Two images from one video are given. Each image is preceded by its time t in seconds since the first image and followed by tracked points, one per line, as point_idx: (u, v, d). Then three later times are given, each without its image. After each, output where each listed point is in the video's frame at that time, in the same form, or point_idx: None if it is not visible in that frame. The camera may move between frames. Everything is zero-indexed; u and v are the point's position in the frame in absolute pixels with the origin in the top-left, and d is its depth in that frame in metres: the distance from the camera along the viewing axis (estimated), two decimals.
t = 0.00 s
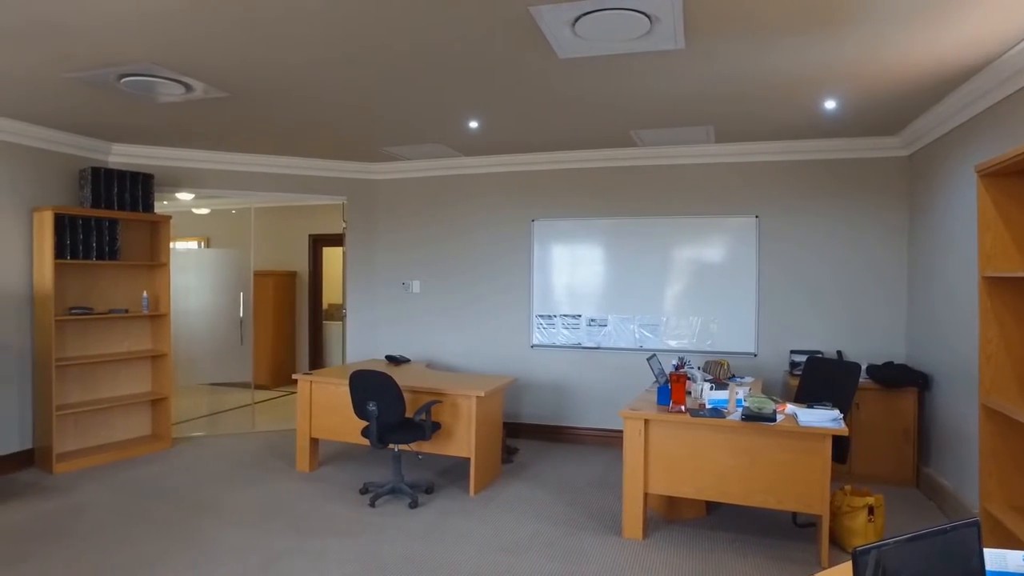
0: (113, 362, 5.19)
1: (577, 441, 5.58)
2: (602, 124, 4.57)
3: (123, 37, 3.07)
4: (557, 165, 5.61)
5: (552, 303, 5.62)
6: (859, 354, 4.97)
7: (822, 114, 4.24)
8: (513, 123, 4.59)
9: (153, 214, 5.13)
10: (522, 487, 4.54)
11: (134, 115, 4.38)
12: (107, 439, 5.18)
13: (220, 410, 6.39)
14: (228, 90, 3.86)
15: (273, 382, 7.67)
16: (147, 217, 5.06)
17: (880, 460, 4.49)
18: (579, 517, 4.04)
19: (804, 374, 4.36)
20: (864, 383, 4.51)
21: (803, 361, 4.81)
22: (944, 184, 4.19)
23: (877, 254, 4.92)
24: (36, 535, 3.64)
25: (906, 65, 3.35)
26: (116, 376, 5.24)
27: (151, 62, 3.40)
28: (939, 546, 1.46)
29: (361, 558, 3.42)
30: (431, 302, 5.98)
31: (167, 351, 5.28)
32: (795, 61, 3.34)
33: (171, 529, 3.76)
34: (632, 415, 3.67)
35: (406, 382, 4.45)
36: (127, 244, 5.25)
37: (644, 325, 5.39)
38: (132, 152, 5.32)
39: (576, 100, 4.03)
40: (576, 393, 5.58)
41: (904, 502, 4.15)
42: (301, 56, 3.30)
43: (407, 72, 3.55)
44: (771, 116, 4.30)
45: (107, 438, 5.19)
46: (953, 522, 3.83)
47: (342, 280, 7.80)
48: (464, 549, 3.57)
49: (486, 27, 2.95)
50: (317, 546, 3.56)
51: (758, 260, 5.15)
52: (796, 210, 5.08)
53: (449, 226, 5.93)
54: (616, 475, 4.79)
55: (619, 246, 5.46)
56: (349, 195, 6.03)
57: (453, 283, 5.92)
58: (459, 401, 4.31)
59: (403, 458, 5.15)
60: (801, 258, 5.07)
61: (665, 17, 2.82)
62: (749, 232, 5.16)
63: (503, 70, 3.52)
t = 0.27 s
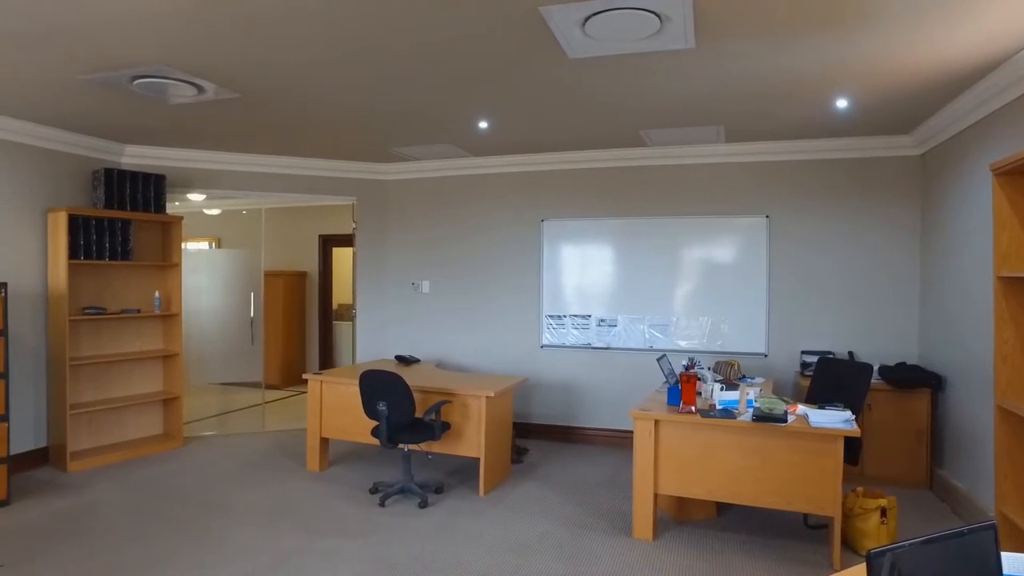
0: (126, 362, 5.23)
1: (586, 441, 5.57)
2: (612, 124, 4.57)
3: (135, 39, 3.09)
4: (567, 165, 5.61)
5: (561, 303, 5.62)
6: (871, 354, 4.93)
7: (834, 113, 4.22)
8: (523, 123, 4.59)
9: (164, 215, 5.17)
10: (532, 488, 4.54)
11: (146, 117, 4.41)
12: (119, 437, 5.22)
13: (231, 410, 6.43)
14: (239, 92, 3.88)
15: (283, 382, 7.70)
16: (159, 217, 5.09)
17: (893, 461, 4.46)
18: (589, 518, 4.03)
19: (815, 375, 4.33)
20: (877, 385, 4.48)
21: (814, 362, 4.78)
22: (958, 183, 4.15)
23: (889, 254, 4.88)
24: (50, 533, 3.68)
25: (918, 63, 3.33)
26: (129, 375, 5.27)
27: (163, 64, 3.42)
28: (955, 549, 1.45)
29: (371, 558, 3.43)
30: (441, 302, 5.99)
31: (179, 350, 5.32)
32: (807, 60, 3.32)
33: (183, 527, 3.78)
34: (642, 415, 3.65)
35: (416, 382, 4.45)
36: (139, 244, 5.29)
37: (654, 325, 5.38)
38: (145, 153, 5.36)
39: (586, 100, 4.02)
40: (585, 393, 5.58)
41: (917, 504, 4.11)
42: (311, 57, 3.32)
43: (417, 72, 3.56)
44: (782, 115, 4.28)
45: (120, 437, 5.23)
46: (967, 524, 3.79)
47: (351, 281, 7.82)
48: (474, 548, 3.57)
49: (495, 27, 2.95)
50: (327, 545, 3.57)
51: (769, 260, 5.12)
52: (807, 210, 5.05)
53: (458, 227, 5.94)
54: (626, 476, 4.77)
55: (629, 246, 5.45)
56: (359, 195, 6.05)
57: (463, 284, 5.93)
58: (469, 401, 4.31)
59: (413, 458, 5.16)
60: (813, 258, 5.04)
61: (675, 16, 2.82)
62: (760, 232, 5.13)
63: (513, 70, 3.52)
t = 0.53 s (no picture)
0: (137, 361, 5.27)
1: (596, 441, 5.56)
2: (622, 123, 4.56)
3: (147, 40, 3.11)
4: (577, 165, 5.60)
5: (571, 303, 5.61)
6: (883, 355, 4.89)
7: (845, 112, 4.19)
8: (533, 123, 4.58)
9: (176, 216, 5.20)
10: (541, 488, 4.53)
11: (157, 118, 4.43)
12: (131, 436, 5.25)
13: (241, 409, 6.46)
14: (250, 93, 3.90)
15: (293, 381, 7.73)
16: (170, 218, 5.12)
17: (904, 462, 4.43)
18: (598, 518, 4.02)
19: (826, 376, 4.30)
20: (888, 385, 4.45)
21: (825, 362, 4.75)
22: (972, 182, 4.11)
23: (901, 253, 4.85)
24: (63, 531, 3.71)
25: (931, 61, 3.30)
26: (140, 375, 5.30)
27: (175, 65, 3.44)
28: (971, 552, 1.41)
29: (381, 557, 3.43)
30: (450, 302, 6.00)
31: (190, 350, 5.34)
32: (819, 58, 3.30)
33: (194, 526, 3.80)
34: (652, 416, 3.64)
35: (425, 382, 4.46)
36: (150, 245, 5.32)
37: (664, 325, 5.36)
38: (157, 155, 5.40)
39: (596, 99, 4.02)
40: (595, 393, 5.57)
41: (930, 506, 4.08)
42: (322, 57, 3.33)
43: (427, 73, 3.56)
44: (792, 114, 4.25)
45: (132, 436, 5.27)
46: (981, 527, 3.75)
47: (361, 281, 7.84)
48: (483, 549, 3.57)
49: (505, 27, 2.95)
50: (337, 544, 3.58)
51: (779, 260, 5.10)
52: (818, 209, 5.02)
53: (467, 227, 5.94)
54: (635, 477, 4.76)
55: (638, 246, 5.43)
56: (369, 195, 6.06)
57: (472, 283, 5.93)
58: (479, 401, 4.31)
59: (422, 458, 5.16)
60: (824, 258, 5.01)
61: (685, 15, 2.80)
62: (771, 231, 5.11)
63: (523, 70, 3.52)
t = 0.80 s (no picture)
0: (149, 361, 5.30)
1: (605, 442, 5.55)
2: (631, 123, 4.54)
3: (158, 41, 3.13)
4: (586, 165, 5.59)
5: (580, 303, 5.60)
6: (895, 355, 4.86)
7: (857, 111, 4.16)
8: (542, 123, 4.57)
9: (186, 216, 5.23)
10: (550, 488, 4.52)
11: (167, 119, 4.46)
12: (142, 436, 5.29)
13: (251, 408, 6.49)
14: (260, 93, 3.92)
15: (302, 381, 7.76)
16: (181, 219, 5.15)
17: (917, 464, 4.39)
18: (607, 519, 4.01)
19: (837, 376, 4.27)
20: (900, 386, 4.41)
21: (836, 362, 4.71)
22: (985, 181, 4.08)
23: (913, 253, 4.81)
24: (76, 528, 3.74)
25: (943, 59, 3.27)
26: (151, 374, 5.34)
27: (186, 66, 3.46)
28: (999, 555, 1.31)
29: (390, 556, 3.44)
30: (459, 302, 6.00)
31: (200, 350, 5.37)
32: (830, 56, 3.28)
33: (205, 524, 3.82)
34: (662, 416, 3.63)
35: (434, 381, 4.46)
36: (161, 245, 5.35)
37: (673, 325, 5.34)
38: (168, 156, 5.43)
39: (605, 99, 4.01)
40: (604, 393, 5.55)
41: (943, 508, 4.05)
42: (332, 58, 3.34)
43: (436, 73, 3.57)
44: (803, 113, 4.23)
45: (143, 435, 5.30)
46: (995, 530, 3.71)
47: (370, 281, 7.87)
48: (492, 549, 3.57)
49: (514, 27, 2.95)
50: (346, 544, 3.58)
51: (789, 259, 5.07)
52: (829, 209, 4.99)
53: (476, 227, 5.94)
54: (645, 477, 4.74)
55: (647, 246, 5.42)
56: (378, 195, 6.07)
57: (481, 283, 5.93)
58: (488, 401, 4.31)
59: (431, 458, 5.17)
60: (835, 257, 4.98)
61: (695, 14, 2.79)
62: (781, 231, 5.08)
63: (532, 69, 3.52)
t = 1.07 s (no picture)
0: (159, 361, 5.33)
1: (613, 442, 5.54)
2: (639, 123, 4.53)
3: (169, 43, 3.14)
4: (594, 165, 5.58)
5: (588, 303, 5.59)
6: (906, 356, 4.82)
7: (868, 110, 4.13)
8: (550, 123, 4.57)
9: (196, 216, 5.25)
10: (559, 488, 4.52)
11: (177, 120, 4.48)
12: (152, 435, 5.32)
13: (260, 408, 6.51)
14: (269, 94, 3.93)
15: (311, 380, 7.78)
16: (191, 219, 5.18)
17: (928, 465, 4.36)
18: (616, 519, 4.00)
19: (847, 377, 4.25)
20: (912, 387, 4.38)
21: (846, 363, 4.68)
22: (997, 180, 4.04)
23: (925, 253, 4.78)
24: (87, 527, 3.76)
25: (956, 57, 3.24)
26: (161, 374, 5.36)
27: (196, 67, 3.48)
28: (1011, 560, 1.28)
29: (399, 556, 3.44)
30: (467, 302, 6.00)
31: (210, 350, 5.40)
32: (841, 55, 3.26)
33: (214, 523, 3.83)
34: (671, 417, 3.62)
35: (443, 382, 4.47)
36: (171, 245, 5.38)
37: (682, 326, 5.33)
38: (178, 157, 5.46)
39: (614, 99, 4.00)
40: (612, 393, 5.54)
41: (955, 510, 4.01)
42: (341, 58, 3.34)
43: (444, 73, 3.57)
44: (813, 112, 4.21)
45: (153, 434, 5.33)
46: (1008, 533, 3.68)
47: (378, 281, 7.88)
48: (501, 549, 3.57)
49: (523, 26, 2.95)
50: (355, 543, 3.59)
51: (799, 259, 5.04)
52: (839, 209, 4.96)
53: (484, 227, 5.94)
54: (653, 478, 4.73)
55: (655, 246, 5.40)
56: (386, 195, 6.09)
57: (489, 283, 5.93)
58: (496, 401, 4.31)
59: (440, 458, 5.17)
60: (845, 257, 4.95)
61: (705, 13, 2.78)
62: (790, 231, 5.06)
63: (541, 69, 3.51)
